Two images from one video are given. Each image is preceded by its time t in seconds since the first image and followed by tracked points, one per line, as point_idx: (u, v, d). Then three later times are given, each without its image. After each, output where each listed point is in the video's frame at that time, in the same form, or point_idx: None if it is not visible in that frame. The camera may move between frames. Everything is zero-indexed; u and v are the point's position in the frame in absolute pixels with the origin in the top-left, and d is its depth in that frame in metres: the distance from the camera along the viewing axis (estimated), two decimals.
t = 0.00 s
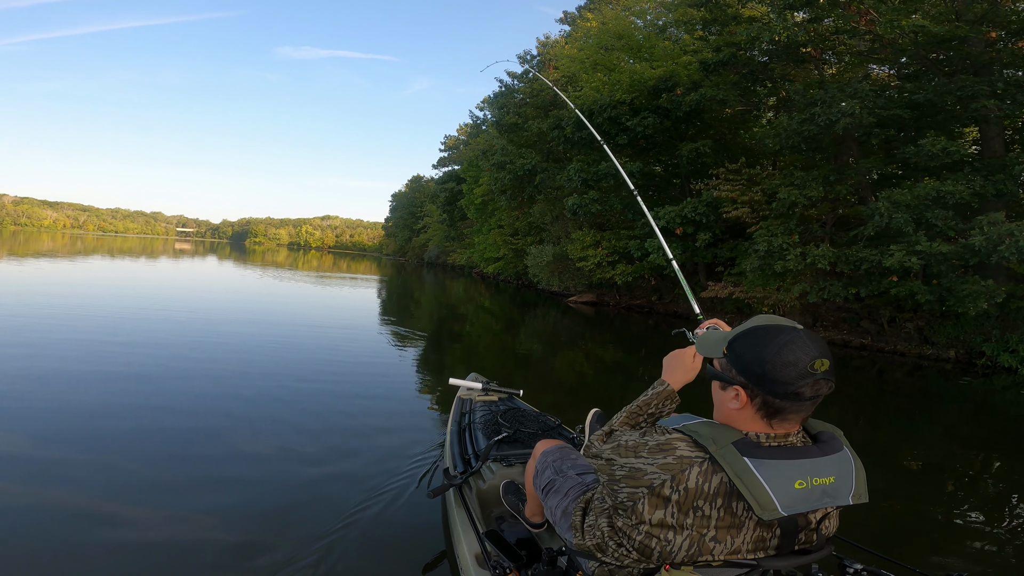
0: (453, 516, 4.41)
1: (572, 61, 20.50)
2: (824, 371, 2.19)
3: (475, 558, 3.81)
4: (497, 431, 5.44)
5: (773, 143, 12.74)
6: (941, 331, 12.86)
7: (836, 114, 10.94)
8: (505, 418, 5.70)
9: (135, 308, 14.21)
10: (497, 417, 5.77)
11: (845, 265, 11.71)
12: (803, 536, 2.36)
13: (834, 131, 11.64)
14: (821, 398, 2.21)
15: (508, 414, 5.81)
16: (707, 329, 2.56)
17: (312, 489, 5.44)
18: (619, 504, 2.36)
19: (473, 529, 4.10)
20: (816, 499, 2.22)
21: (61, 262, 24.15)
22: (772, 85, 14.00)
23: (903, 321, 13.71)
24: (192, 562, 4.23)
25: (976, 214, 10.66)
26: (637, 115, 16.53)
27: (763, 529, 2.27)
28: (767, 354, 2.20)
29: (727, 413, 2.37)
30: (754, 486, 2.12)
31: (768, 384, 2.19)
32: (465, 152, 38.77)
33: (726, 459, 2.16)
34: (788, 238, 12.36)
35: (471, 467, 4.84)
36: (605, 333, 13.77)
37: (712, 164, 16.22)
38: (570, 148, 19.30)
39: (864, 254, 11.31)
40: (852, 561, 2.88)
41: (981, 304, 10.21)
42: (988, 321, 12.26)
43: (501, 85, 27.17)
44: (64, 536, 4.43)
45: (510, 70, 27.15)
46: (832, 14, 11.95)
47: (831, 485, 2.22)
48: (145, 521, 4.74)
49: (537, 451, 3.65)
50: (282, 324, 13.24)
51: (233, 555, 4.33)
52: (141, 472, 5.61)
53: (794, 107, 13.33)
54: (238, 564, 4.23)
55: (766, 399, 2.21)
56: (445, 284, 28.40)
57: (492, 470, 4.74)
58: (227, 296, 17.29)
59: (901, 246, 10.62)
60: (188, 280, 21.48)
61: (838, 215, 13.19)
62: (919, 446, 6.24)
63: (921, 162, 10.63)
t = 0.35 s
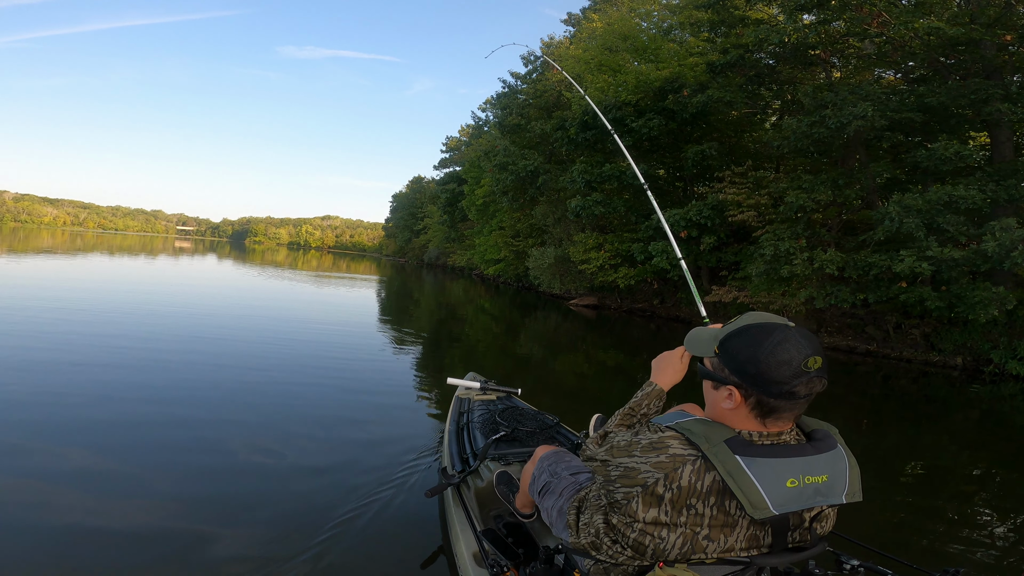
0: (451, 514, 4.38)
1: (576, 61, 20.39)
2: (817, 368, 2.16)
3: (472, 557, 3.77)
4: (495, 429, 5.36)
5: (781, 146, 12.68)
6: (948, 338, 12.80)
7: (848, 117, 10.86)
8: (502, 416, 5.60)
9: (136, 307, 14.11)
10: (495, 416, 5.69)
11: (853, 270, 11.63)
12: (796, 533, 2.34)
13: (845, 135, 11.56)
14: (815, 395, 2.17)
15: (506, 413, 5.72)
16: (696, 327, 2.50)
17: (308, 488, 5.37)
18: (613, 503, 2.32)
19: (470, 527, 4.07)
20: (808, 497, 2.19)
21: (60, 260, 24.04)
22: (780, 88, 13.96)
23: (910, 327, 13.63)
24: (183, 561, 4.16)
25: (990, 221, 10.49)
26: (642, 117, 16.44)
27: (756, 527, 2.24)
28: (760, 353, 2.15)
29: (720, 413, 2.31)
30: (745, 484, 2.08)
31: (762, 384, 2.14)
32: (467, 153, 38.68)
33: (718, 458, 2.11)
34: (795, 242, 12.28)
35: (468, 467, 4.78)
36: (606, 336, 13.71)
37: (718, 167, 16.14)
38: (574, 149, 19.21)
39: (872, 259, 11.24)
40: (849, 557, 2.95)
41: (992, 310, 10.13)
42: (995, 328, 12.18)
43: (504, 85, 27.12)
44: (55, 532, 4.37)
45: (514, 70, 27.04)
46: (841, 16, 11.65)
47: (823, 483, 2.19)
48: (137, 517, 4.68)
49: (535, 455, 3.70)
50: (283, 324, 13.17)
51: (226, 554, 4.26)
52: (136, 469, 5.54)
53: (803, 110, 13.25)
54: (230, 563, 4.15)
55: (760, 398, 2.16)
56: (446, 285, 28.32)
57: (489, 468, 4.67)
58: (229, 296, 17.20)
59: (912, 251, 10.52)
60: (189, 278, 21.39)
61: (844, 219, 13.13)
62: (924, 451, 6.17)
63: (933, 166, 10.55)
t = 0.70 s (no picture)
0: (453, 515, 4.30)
1: (576, 60, 20.29)
2: (832, 371, 2.09)
3: (476, 558, 3.67)
4: (498, 431, 5.27)
5: (786, 145, 12.62)
6: (955, 339, 12.73)
7: (856, 115, 10.78)
8: (505, 418, 5.56)
9: (137, 307, 14.03)
10: (497, 418, 5.62)
11: (861, 271, 11.57)
12: (809, 538, 2.29)
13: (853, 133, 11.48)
14: (829, 398, 2.10)
15: (508, 415, 5.66)
16: (708, 331, 2.45)
17: (309, 488, 5.30)
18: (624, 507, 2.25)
19: (474, 528, 3.97)
20: (825, 502, 2.09)
21: (58, 259, 23.95)
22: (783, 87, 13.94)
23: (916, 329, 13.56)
24: (179, 560, 4.10)
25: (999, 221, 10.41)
26: (644, 115, 16.36)
27: (770, 531, 2.16)
28: (773, 355, 2.09)
29: (733, 417, 2.24)
30: (760, 487, 2.00)
31: (774, 386, 2.08)
32: (466, 153, 38.59)
33: (734, 462, 2.04)
34: (801, 242, 12.22)
35: (471, 467, 4.70)
36: (608, 337, 13.65)
37: (721, 166, 16.06)
38: (575, 149, 19.14)
39: (881, 259, 11.15)
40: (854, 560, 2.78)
41: (1003, 311, 10.03)
42: (1003, 329, 12.10)
43: (504, 84, 27.06)
44: (51, 529, 4.32)
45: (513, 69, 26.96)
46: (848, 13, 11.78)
47: (841, 489, 2.08)
48: (134, 515, 4.63)
49: (544, 457, 3.58)
50: (283, 325, 13.08)
51: (224, 554, 4.20)
52: (134, 468, 5.48)
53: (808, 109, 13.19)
54: (229, 563, 4.09)
55: (774, 401, 2.09)
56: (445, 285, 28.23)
57: (492, 469, 4.60)
58: (229, 296, 17.09)
59: (922, 252, 10.42)
60: (188, 278, 21.30)
61: (849, 219, 13.07)
62: (932, 453, 6.11)
63: (941, 166, 10.50)
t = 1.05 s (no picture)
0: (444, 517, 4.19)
1: (570, 55, 20.20)
2: (799, 380, 2.07)
3: (466, 560, 3.60)
4: (492, 434, 5.21)
5: (786, 136, 12.54)
6: (964, 329, 12.63)
7: (855, 104, 10.72)
8: (500, 420, 5.48)
9: (139, 314, 14.00)
10: (492, 419, 5.56)
11: (866, 262, 11.48)
12: (788, 541, 2.27)
13: (854, 123, 11.40)
14: (797, 406, 2.09)
15: (502, 417, 5.58)
16: (681, 337, 2.43)
17: (307, 488, 5.30)
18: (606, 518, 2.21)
19: (465, 530, 3.89)
20: (800, 505, 2.10)
21: (58, 269, 23.96)
22: (780, 78, 13.89)
23: (922, 319, 13.48)
24: (177, 563, 4.10)
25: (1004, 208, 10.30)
26: (641, 109, 16.29)
27: (749, 535, 2.17)
28: (739, 365, 2.07)
29: (706, 424, 2.23)
30: (736, 493, 2.01)
31: (741, 396, 2.07)
32: (463, 151, 38.50)
33: (710, 468, 2.04)
34: (804, 234, 12.14)
35: (465, 470, 4.62)
36: (609, 334, 13.59)
37: (720, 159, 15.99)
38: (572, 145, 19.07)
39: (886, 249, 11.05)
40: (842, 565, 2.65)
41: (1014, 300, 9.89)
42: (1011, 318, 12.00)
43: (499, 82, 26.98)
44: (50, 535, 4.34)
45: (508, 66, 26.87)
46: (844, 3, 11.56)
47: (816, 491, 2.10)
48: (132, 519, 4.64)
49: (537, 459, 3.60)
50: (283, 329, 13.03)
51: (222, 555, 4.21)
52: (133, 473, 5.49)
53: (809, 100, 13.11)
54: (227, 564, 4.10)
55: (742, 410, 2.08)
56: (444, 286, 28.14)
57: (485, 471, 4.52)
58: (230, 302, 17.08)
59: (928, 241, 10.30)
60: (188, 284, 21.25)
61: (851, 210, 12.99)
62: (935, 444, 6.07)
63: (945, 154, 10.41)
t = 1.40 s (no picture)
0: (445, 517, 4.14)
1: (570, 52, 20.10)
2: (796, 383, 2.01)
3: (467, 561, 3.53)
4: (494, 433, 5.15)
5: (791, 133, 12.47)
6: (970, 327, 12.59)
7: (861, 101, 10.64)
8: (501, 420, 5.42)
9: (139, 315, 13.90)
10: (493, 420, 5.49)
11: (874, 261, 11.41)
12: (793, 541, 2.21)
13: (859, 119, 11.32)
14: (795, 409, 2.03)
15: (504, 417, 5.52)
16: (675, 340, 2.37)
17: (306, 488, 5.24)
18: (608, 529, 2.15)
19: (466, 530, 3.82)
20: (801, 507, 2.05)
21: (55, 270, 23.75)
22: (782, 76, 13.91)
23: (927, 317, 13.40)
24: (173, 563, 4.04)
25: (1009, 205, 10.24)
26: (642, 107, 16.21)
27: (753, 538, 2.11)
28: (734, 369, 2.01)
29: (703, 430, 2.16)
30: (736, 499, 1.95)
31: (739, 401, 2.01)
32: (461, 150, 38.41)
33: (708, 475, 1.97)
34: (809, 232, 12.07)
35: (466, 471, 4.56)
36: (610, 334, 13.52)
37: (722, 157, 15.91)
38: (572, 143, 18.98)
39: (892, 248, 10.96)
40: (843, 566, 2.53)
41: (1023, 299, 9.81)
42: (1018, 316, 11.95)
43: (497, 80, 26.88)
44: (43, 534, 4.28)
45: (507, 64, 26.78)
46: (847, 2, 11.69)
47: (815, 493, 2.05)
48: (127, 518, 4.58)
49: (538, 459, 3.54)
50: (283, 330, 12.93)
51: (218, 555, 4.14)
52: (129, 472, 5.42)
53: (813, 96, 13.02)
54: (223, 564, 4.03)
55: (739, 415, 2.02)
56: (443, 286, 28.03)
57: (487, 472, 4.46)
58: (230, 302, 16.97)
59: (936, 240, 10.18)
60: (186, 285, 21.09)
61: (854, 207, 12.93)
62: (942, 443, 6.01)
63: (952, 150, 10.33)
